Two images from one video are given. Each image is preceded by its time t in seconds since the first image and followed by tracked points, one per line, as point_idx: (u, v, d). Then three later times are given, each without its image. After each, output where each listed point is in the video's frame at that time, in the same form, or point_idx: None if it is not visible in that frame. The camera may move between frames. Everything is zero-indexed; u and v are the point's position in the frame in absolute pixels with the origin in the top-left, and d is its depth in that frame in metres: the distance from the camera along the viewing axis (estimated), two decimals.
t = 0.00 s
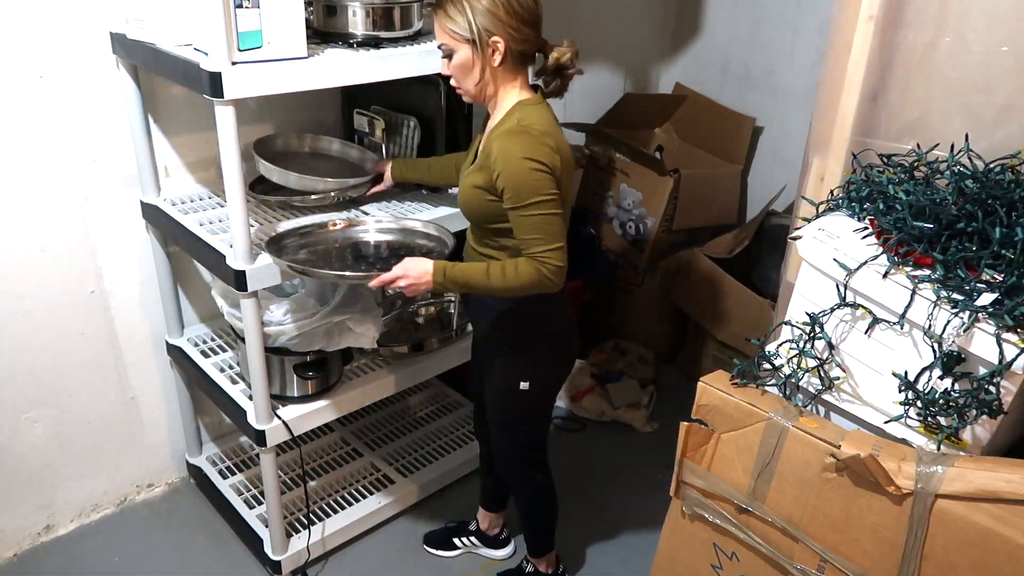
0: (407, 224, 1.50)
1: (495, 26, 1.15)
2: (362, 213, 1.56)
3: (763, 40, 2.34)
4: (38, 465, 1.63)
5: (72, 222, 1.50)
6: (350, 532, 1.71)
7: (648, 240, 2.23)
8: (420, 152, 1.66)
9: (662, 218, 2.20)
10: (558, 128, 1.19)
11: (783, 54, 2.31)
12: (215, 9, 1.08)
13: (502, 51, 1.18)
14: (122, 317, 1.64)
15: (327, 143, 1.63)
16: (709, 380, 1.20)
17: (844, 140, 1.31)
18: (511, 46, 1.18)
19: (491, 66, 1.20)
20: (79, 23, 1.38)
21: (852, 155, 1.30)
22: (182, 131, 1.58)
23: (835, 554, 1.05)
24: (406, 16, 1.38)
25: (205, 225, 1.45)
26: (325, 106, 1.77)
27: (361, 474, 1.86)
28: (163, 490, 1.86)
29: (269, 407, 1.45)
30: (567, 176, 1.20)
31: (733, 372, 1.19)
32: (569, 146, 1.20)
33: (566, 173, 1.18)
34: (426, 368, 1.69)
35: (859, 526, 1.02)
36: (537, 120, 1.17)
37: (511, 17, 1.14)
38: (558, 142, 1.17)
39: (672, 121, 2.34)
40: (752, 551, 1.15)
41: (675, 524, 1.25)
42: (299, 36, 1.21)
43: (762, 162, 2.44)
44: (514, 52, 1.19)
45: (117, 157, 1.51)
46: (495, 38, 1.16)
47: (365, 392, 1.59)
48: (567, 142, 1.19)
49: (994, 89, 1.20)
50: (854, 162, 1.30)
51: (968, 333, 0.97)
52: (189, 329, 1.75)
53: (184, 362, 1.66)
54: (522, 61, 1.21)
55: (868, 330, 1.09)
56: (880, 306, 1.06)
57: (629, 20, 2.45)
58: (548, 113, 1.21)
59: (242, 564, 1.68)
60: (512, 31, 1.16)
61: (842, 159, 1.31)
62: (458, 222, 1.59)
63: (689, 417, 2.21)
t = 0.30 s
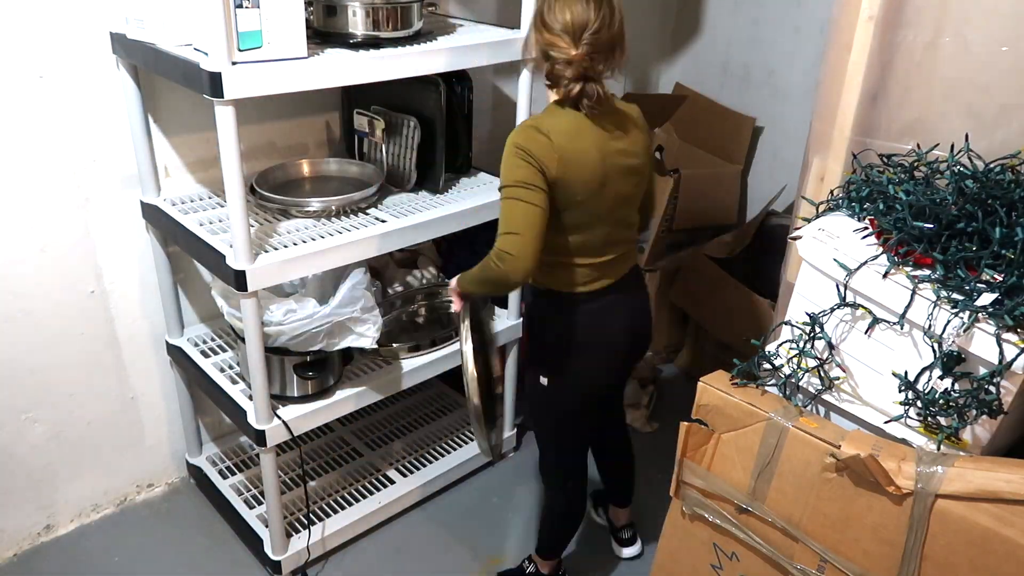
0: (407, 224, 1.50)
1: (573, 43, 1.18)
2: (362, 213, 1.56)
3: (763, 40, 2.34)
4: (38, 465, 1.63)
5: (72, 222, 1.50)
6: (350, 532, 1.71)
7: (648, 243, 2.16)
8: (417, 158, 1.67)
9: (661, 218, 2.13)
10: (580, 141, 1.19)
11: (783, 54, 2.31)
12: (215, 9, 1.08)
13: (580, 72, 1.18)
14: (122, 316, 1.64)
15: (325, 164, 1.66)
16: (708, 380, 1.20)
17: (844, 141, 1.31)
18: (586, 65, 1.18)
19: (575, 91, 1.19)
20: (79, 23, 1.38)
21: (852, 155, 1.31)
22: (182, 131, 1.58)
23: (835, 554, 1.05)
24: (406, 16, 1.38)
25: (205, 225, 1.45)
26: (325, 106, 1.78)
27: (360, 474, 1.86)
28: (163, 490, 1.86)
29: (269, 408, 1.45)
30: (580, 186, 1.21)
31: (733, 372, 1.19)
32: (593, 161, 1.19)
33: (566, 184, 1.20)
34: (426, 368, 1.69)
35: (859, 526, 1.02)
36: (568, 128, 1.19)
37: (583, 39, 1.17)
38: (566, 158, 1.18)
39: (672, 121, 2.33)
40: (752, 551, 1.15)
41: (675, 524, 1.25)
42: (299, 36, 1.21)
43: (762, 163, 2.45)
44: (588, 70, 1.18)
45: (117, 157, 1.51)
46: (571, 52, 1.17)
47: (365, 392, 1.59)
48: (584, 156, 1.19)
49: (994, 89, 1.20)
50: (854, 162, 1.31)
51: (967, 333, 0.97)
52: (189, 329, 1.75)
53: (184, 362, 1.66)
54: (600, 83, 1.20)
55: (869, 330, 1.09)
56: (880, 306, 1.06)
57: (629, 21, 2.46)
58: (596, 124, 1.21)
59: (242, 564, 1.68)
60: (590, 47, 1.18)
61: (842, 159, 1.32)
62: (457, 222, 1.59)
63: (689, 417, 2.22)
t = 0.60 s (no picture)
0: (407, 224, 1.50)
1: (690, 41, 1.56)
2: (362, 213, 1.56)
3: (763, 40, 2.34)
4: (39, 465, 1.63)
5: (72, 222, 1.50)
6: (351, 532, 1.71)
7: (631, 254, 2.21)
8: (415, 160, 1.67)
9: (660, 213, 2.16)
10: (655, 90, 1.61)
11: (783, 53, 2.31)
12: (215, 9, 1.08)
13: (703, 40, 1.51)
14: (122, 317, 1.64)
15: (324, 164, 1.66)
16: (708, 379, 1.20)
17: (844, 140, 1.32)
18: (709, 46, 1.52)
19: (693, 52, 1.53)
20: (79, 22, 1.38)
21: (853, 155, 1.31)
22: (183, 131, 1.58)
23: (835, 554, 1.05)
24: (406, 16, 1.38)
25: (205, 225, 1.45)
26: (325, 106, 1.78)
27: (361, 474, 1.86)
28: (163, 490, 1.86)
29: (269, 408, 1.45)
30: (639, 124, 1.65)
31: (733, 372, 1.19)
32: (646, 115, 1.62)
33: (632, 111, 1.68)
34: (426, 368, 1.69)
35: (859, 526, 1.02)
36: (660, 69, 1.63)
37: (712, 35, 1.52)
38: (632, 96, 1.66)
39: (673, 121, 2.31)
40: (752, 552, 1.15)
41: (675, 524, 1.25)
42: (299, 36, 1.21)
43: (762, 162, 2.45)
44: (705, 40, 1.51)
45: (117, 157, 1.51)
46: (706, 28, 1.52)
47: (365, 392, 1.59)
48: (648, 102, 1.62)
49: (994, 89, 1.20)
50: (854, 162, 1.31)
51: (968, 333, 0.97)
52: (189, 329, 1.75)
53: (184, 362, 1.66)
54: (716, 56, 1.51)
55: (868, 330, 1.09)
56: (880, 306, 1.06)
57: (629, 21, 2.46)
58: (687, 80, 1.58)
59: (242, 564, 1.68)
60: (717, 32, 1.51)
61: (842, 159, 1.33)
62: (457, 222, 1.59)
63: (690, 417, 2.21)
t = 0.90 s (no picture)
0: (407, 224, 1.50)
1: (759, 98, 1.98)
2: (362, 213, 1.56)
3: (763, 40, 2.34)
4: (39, 465, 1.63)
5: (72, 222, 1.50)
6: (351, 531, 1.71)
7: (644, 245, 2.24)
8: (415, 160, 1.67)
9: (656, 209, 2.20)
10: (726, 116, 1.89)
11: (783, 53, 2.30)
12: (215, 9, 1.08)
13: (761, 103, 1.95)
14: (122, 317, 1.64)
15: (324, 164, 1.66)
16: (709, 379, 1.20)
17: (844, 140, 1.32)
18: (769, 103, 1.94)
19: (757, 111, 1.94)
20: (79, 23, 1.38)
21: (853, 155, 1.31)
22: (183, 131, 1.58)
23: (835, 554, 1.05)
24: (406, 16, 1.38)
25: (205, 225, 1.45)
26: (325, 106, 1.77)
27: (361, 474, 1.86)
28: (163, 490, 1.86)
29: (269, 408, 1.45)
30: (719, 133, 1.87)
31: (733, 372, 1.20)
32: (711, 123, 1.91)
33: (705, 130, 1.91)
34: (426, 368, 1.69)
35: (859, 526, 1.02)
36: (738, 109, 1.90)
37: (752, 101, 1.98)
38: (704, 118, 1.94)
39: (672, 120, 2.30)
40: (752, 552, 1.15)
41: (676, 524, 1.25)
42: (299, 37, 1.21)
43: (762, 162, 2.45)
44: (766, 103, 1.94)
45: (117, 157, 1.51)
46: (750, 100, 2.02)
47: (365, 392, 1.59)
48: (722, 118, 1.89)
49: (994, 89, 1.20)
50: (854, 162, 1.31)
51: (968, 333, 0.97)
52: (189, 329, 1.75)
53: (184, 362, 1.66)
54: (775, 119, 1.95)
55: (868, 330, 1.09)
56: (880, 306, 1.06)
57: (629, 21, 2.46)
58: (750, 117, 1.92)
59: (242, 564, 1.68)
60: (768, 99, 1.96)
61: (842, 159, 1.33)
62: (457, 222, 1.59)
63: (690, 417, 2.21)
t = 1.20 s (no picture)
0: (407, 224, 1.50)
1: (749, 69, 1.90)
2: (362, 213, 1.56)
3: (764, 40, 2.34)
4: (39, 465, 1.63)
5: (72, 222, 1.50)
6: (351, 531, 1.71)
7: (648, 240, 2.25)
8: (415, 161, 1.68)
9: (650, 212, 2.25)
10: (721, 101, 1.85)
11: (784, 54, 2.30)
12: (215, 9, 1.08)
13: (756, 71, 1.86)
14: (122, 317, 1.64)
15: (324, 164, 1.66)
16: (708, 379, 1.20)
17: (844, 140, 1.32)
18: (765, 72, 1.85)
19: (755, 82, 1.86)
20: (79, 22, 1.38)
21: (853, 155, 1.31)
22: (183, 131, 1.58)
23: (835, 554, 1.05)
24: (406, 16, 1.38)
25: (205, 225, 1.45)
26: (325, 106, 1.78)
27: (361, 474, 1.86)
28: (163, 490, 1.86)
29: (269, 408, 1.45)
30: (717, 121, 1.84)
31: (732, 372, 1.20)
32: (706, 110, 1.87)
33: (701, 113, 1.89)
34: (426, 368, 1.69)
35: (859, 526, 1.02)
36: (732, 87, 1.85)
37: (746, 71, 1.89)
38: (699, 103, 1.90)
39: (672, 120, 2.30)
40: (752, 552, 1.15)
41: (676, 524, 1.25)
42: (299, 37, 1.21)
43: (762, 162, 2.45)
44: (759, 71, 1.85)
45: (117, 157, 1.51)
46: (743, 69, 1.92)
47: (365, 392, 1.59)
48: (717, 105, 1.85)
49: (994, 90, 1.20)
50: (854, 162, 1.31)
51: (968, 333, 0.97)
52: (189, 329, 1.75)
53: (184, 362, 1.66)
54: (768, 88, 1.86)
55: (868, 330, 1.09)
56: (880, 306, 1.06)
57: (629, 21, 2.46)
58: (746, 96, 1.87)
59: (242, 564, 1.68)
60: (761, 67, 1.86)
61: (842, 159, 1.33)
62: (457, 222, 1.59)
63: (690, 417, 2.21)
